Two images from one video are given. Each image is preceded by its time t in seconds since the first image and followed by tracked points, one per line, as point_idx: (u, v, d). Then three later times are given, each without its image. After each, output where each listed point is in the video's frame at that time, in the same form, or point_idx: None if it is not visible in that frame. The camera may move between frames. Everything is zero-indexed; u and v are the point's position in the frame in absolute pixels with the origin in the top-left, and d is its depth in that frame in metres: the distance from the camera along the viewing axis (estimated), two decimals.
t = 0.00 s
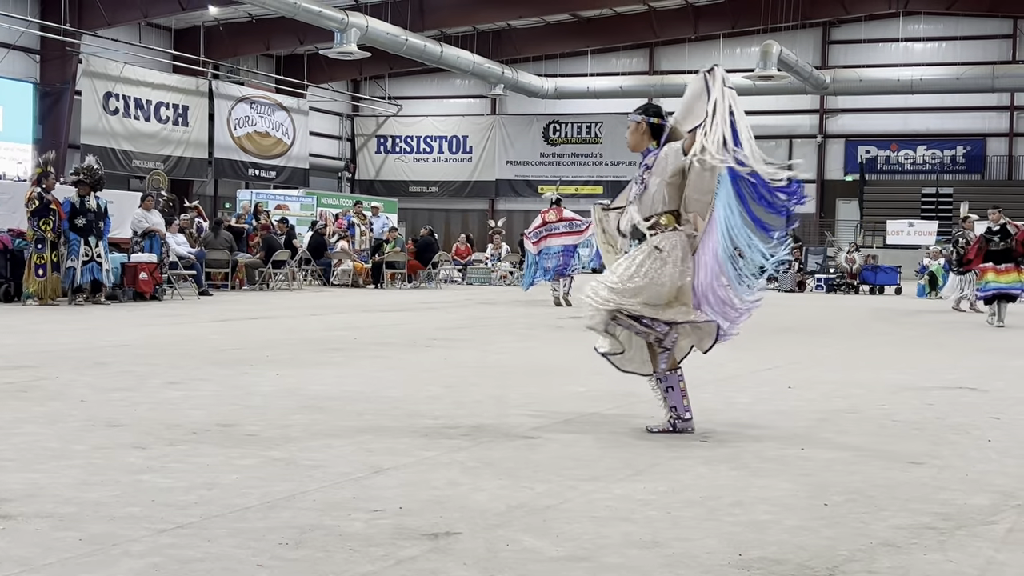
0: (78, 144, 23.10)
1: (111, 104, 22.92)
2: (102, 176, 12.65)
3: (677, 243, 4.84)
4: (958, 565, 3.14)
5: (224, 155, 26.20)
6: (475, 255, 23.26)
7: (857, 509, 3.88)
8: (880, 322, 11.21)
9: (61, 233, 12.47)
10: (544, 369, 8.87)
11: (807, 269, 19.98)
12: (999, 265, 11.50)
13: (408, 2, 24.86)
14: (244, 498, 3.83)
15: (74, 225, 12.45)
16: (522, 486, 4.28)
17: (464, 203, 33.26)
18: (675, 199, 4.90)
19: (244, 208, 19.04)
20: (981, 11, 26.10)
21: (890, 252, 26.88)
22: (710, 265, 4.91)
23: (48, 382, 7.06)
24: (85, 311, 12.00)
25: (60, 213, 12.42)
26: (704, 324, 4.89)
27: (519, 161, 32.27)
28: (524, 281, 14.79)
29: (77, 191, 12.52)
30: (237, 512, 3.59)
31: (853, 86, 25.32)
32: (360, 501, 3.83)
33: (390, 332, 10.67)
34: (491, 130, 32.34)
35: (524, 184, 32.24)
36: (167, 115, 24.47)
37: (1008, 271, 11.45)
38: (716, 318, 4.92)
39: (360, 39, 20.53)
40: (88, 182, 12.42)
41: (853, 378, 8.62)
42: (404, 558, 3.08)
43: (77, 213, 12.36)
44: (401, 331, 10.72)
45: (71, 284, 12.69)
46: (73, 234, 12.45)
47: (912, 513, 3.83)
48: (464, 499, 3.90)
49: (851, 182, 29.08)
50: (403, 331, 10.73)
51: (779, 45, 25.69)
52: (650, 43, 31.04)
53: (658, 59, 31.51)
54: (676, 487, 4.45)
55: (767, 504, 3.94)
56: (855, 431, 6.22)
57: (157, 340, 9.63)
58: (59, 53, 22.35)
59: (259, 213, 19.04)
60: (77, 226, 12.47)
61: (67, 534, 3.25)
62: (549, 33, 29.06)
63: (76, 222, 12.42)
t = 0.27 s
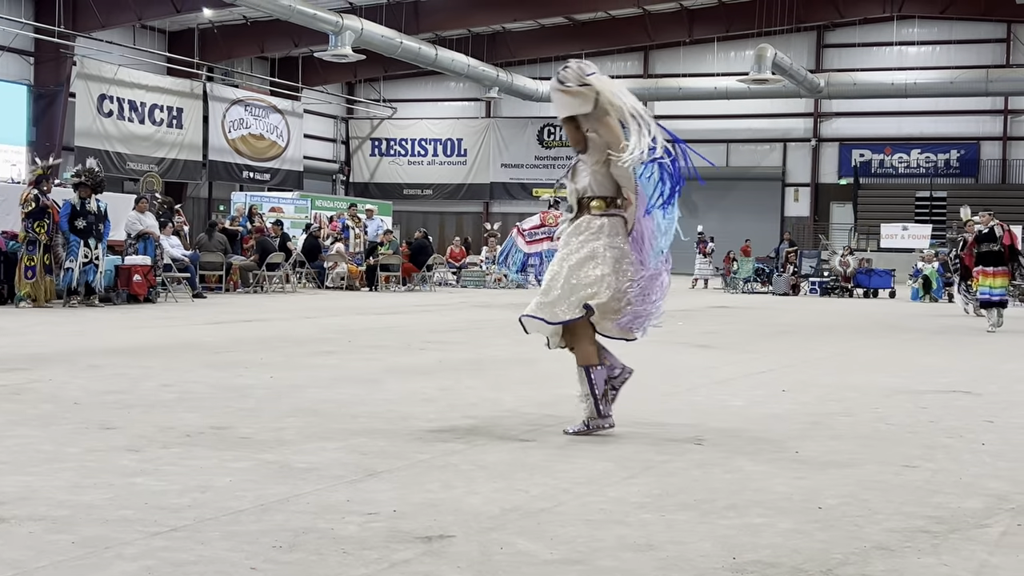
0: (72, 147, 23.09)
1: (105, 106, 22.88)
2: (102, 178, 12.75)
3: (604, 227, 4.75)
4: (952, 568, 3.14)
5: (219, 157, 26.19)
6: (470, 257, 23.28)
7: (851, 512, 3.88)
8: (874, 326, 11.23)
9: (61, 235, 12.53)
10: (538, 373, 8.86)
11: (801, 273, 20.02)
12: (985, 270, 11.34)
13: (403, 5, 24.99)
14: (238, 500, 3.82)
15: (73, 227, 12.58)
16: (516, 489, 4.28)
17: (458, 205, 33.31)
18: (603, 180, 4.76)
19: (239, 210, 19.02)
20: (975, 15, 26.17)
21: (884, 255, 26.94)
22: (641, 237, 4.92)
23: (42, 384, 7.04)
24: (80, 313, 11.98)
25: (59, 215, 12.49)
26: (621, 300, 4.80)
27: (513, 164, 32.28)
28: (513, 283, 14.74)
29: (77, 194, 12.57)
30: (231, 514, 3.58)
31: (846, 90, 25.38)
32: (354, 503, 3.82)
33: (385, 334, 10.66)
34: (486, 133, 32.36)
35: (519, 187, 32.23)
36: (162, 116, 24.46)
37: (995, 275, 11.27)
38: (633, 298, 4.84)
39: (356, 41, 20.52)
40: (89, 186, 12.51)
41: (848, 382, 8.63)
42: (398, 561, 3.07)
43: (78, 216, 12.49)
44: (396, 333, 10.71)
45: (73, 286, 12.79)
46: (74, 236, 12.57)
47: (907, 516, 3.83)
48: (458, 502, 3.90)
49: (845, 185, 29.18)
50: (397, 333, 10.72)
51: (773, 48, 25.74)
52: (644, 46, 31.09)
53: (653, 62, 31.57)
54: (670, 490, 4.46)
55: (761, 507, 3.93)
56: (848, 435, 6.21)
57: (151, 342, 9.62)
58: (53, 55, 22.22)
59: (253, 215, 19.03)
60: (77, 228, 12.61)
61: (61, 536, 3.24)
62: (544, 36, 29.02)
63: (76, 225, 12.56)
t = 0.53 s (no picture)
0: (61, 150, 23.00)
1: (94, 109, 22.79)
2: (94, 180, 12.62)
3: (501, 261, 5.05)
4: (939, 572, 3.15)
5: (209, 160, 26.11)
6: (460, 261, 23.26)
7: (839, 516, 3.90)
8: (863, 330, 11.25)
9: (57, 240, 12.41)
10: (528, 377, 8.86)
11: (790, 277, 20.06)
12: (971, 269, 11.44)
13: (393, 9, 24.89)
14: (227, 504, 3.81)
15: (69, 231, 12.41)
16: (506, 493, 4.29)
17: (448, 209, 33.30)
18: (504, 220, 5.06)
19: (228, 213, 18.98)
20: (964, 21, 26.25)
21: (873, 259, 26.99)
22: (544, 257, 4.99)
23: (30, 388, 7.02)
24: (68, 316, 11.93)
25: (53, 219, 12.31)
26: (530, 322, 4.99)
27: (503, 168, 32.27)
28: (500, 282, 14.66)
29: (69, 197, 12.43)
30: (220, 518, 3.58)
31: (836, 94, 25.44)
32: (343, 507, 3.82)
33: (373, 337, 10.64)
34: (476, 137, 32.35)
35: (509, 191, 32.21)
36: (151, 120, 24.37)
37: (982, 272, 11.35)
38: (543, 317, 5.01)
39: (346, 45, 20.45)
40: (81, 188, 12.39)
41: (837, 386, 8.64)
42: (387, 564, 3.07)
43: (74, 219, 12.32)
44: (385, 337, 10.70)
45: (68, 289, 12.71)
46: (69, 239, 12.43)
47: (894, 520, 3.84)
48: (447, 506, 3.90)
49: (834, 190, 29.26)
50: (386, 337, 10.71)
51: (763, 53, 25.78)
52: (634, 50, 31.13)
53: (643, 66, 31.61)
54: (659, 493, 4.47)
55: (749, 510, 3.94)
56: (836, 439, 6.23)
57: (140, 346, 9.59)
58: (42, 58, 22.22)
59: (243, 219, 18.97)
60: (72, 232, 12.43)
61: (49, 539, 3.23)
62: (535, 40, 28.99)
63: (72, 228, 12.39)
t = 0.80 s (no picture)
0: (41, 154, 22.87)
1: (75, 113, 22.71)
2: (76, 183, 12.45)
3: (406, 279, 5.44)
4: None
5: (190, 164, 26.09)
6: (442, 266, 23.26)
7: (819, 520, 3.90)
8: (844, 335, 11.30)
9: (39, 245, 12.30)
10: (511, 384, 8.87)
11: (771, 282, 20.14)
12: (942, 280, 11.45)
13: (375, 12, 24.79)
14: (207, 510, 3.79)
15: (50, 236, 12.27)
16: (487, 499, 4.28)
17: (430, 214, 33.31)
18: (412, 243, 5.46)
19: (210, 218, 18.93)
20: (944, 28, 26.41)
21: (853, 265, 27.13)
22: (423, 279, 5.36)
23: (8, 393, 6.97)
24: (48, 321, 11.87)
25: (34, 224, 12.17)
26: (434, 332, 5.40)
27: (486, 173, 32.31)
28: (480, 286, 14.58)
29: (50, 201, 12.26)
30: (199, 525, 3.56)
31: (816, 100, 25.55)
32: (323, 512, 3.80)
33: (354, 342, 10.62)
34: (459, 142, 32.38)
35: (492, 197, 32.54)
36: (131, 124, 24.27)
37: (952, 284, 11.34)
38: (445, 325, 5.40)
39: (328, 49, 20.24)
40: (62, 193, 12.19)
41: (818, 391, 8.68)
42: (367, 571, 3.05)
43: (55, 224, 12.18)
44: (367, 342, 10.69)
45: (51, 292, 12.65)
46: (51, 244, 12.31)
47: (874, 525, 3.85)
48: (428, 511, 3.89)
49: (814, 195, 29.42)
50: (367, 342, 10.70)
51: (744, 59, 25.89)
52: (616, 56, 31.22)
53: (625, 72, 31.69)
54: (640, 499, 4.47)
55: (730, 515, 3.95)
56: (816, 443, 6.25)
57: (120, 351, 9.54)
58: (23, 62, 22.11)
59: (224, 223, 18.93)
60: (54, 236, 12.30)
61: (27, 546, 3.20)
62: (518, 46, 29.00)
63: (54, 233, 12.26)
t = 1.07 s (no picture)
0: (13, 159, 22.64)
1: (47, 119, 22.42)
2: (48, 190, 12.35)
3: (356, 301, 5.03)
4: None
5: (163, 170, 25.91)
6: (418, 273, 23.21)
7: (791, 527, 3.90)
8: (817, 342, 11.35)
9: (8, 251, 12.22)
10: (486, 390, 8.86)
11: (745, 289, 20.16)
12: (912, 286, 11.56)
13: (350, 19, 24.95)
14: (178, 518, 3.76)
15: (20, 241, 12.19)
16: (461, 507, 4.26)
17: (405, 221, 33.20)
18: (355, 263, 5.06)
19: (182, 223, 18.81)
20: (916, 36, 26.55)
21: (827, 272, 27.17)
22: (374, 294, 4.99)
23: None
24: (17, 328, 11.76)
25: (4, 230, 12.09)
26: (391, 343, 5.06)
27: (460, 179, 32.25)
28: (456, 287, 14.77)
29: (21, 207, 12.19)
30: (170, 533, 3.52)
31: (790, 108, 25.59)
32: (295, 521, 3.77)
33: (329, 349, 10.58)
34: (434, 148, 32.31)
35: (466, 203, 32.38)
36: (104, 129, 24.02)
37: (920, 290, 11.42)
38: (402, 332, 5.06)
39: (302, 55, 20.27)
40: (33, 199, 12.12)
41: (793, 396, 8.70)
42: None
43: (24, 229, 12.08)
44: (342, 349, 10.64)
45: (18, 299, 12.50)
46: (20, 250, 12.21)
47: (846, 532, 3.85)
48: (400, 519, 3.86)
49: (788, 202, 29.48)
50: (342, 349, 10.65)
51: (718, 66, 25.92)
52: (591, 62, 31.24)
53: (600, 79, 31.71)
54: (614, 507, 4.46)
55: (703, 522, 3.94)
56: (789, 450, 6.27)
57: (91, 358, 9.46)
58: None
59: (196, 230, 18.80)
60: (23, 242, 12.22)
61: None
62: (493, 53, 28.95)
63: (23, 239, 12.16)
